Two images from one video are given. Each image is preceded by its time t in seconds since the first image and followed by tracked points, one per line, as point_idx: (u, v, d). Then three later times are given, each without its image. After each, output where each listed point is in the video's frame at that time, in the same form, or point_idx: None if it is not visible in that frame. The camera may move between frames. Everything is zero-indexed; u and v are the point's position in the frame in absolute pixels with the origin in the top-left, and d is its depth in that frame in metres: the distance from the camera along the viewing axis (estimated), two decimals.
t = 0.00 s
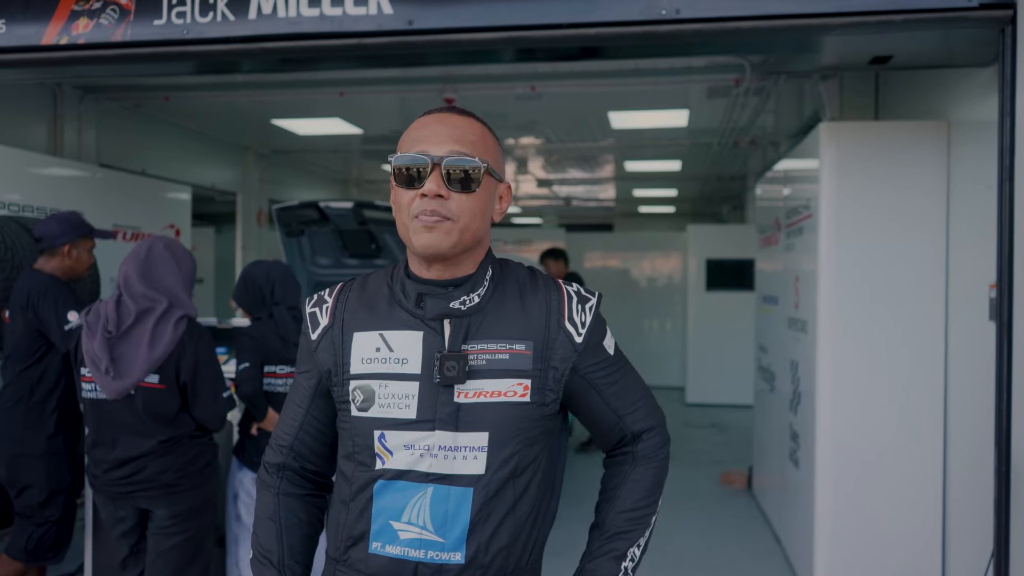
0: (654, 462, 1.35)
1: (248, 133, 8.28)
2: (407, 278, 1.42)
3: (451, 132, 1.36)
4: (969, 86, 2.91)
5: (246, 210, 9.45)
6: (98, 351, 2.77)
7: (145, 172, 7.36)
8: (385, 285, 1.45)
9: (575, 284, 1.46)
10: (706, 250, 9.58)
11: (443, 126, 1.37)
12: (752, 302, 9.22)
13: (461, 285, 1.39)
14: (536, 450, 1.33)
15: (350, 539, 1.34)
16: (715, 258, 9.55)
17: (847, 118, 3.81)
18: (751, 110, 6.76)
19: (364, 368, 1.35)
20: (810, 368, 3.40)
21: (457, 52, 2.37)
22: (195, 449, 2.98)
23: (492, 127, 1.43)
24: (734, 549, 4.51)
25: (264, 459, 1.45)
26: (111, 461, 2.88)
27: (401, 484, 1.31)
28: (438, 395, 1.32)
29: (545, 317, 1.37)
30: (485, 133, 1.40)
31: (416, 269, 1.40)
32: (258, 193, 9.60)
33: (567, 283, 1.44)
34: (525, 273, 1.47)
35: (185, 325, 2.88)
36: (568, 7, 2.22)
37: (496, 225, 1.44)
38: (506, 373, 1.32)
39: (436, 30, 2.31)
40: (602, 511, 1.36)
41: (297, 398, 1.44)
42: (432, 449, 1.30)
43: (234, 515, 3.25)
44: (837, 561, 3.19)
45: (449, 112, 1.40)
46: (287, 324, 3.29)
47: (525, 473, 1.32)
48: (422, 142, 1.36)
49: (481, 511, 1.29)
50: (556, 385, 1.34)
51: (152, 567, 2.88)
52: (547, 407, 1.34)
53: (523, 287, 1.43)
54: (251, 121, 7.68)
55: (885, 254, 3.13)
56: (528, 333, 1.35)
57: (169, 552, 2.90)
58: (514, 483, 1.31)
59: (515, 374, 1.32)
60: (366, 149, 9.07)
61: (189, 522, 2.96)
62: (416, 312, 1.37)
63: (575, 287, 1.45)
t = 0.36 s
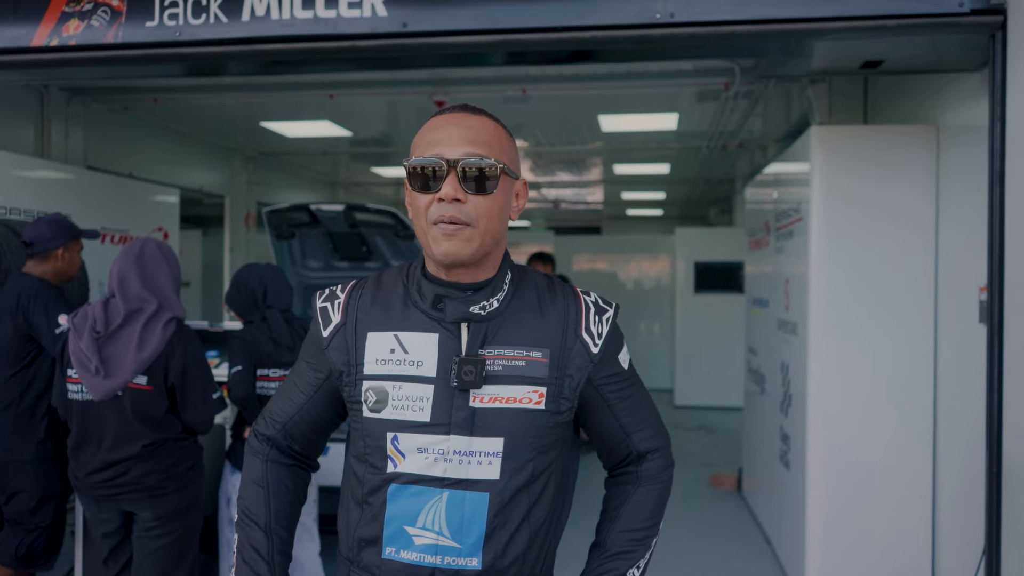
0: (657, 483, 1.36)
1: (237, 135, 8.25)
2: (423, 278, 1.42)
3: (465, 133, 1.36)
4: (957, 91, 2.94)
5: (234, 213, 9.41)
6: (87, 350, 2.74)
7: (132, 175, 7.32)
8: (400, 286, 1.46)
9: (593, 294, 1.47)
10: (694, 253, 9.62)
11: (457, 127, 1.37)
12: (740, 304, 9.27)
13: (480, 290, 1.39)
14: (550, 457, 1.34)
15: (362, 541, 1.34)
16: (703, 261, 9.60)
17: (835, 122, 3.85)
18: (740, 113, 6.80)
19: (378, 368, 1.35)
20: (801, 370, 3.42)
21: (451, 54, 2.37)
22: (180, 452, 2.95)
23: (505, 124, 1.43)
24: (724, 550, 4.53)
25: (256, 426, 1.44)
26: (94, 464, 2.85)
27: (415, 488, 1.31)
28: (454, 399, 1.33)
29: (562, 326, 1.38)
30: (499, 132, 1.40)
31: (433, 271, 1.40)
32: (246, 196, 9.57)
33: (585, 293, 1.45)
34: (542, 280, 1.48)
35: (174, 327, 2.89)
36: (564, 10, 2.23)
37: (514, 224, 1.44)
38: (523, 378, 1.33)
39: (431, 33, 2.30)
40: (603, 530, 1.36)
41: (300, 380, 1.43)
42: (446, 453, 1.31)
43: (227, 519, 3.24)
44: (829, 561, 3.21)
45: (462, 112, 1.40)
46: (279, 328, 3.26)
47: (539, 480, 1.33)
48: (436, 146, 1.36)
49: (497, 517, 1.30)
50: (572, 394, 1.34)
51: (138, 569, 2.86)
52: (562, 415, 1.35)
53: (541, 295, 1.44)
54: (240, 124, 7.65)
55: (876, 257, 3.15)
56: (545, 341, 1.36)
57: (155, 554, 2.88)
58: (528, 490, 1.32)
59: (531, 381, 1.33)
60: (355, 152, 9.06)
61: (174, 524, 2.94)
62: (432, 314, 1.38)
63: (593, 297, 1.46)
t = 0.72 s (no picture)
0: (658, 512, 1.36)
1: (219, 136, 8.17)
2: (433, 286, 1.47)
3: (473, 145, 1.40)
4: (941, 93, 2.97)
5: (216, 216, 9.32)
6: (57, 348, 2.70)
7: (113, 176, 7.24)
8: (411, 297, 1.51)
9: (602, 304, 1.51)
10: (677, 255, 9.66)
11: (464, 139, 1.41)
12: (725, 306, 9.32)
13: (489, 296, 1.44)
14: (559, 463, 1.38)
15: (374, 544, 1.38)
16: (686, 262, 9.64)
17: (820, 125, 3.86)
18: (724, 116, 6.84)
19: (389, 373, 1.40)
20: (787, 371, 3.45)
21: (439, 57, 2.37)
22: (149, 456, 2.90)
23: (510, 129, 1.47)
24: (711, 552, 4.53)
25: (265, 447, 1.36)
26: (62, 461, 2.79)
27: (425, 490, 1.36)
28: (465, 401, 1.38)
29: (570, 333, 1.43)
30: (506, 140, 1.44)
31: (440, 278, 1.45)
32: (228, 198, 9.49)
33: (594, 303, 1.50)
34: (552, 290, 1.53)
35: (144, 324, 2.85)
36: (554, 13, 2.23)
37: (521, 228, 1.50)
38: (532, 382, 1.38)
39: (421, 36, 2.30)
40: (605, 561, 1.36)
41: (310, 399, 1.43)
42: (456, 455, 1.36)
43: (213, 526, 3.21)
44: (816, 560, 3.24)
45: (470, 120, 1.43)
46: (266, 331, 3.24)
47: (548, 488, 1.37)
48: (445, 159, 1.41)
49: (507, 521, 1.34)
50: (580, 399, 1.39)
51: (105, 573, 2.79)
52: (571, 420, 1.39)
53: (551, 303, 1.49)
54: (223, 125, 7.60)
55: (861, 259, 3.19)
56: (554, 346, 1.41)
57: (122, 559, 2.81)
58: (537, 496, 1.36)
59: (540, 385, 1.38)
60: (338, 154, 9.02)
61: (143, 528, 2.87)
62: (444, 321, 1.43)
63: (603, 307, 1.50)
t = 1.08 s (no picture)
0: (642, 522, 1.39)
1: (199, 142, 8.10)
2: (425, 295, 1.46)
3: (468, 154, 1.41)
4: (920, 101, 3.02)
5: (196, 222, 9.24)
6: (11, 360, 2.59)
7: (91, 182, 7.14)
8: (401, 305, 1.49)
9: (589, 316, 1.54)
10: (658, 261, 9.73)
11: (460, 148, 1.41)
12: (706, 311, 9.38)
13: (483, 304, 1.45)
14: (551, 470, 1.39)
15: (366, 552, 1.35)
16: (667, 269, 9.71)
17: (800, 133, 3.92)
18: (704, 124, 6.90)
19: (385, 380, 1.38)
20: (772, 375, 3.47)
21: (427, 64, 2.37)
22: (109, 468, 2.77)
23: (504, 141, 1.48)
24: (696, 556, 4.56)
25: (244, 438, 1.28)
26: (23, 470, 2.71)
27: (422, 496, 1.35)
28: (462, 408, 1.38)
29: (562, 342, 1.45)
30: (501, 151, 1.45)
31: (433, 286, 1.45)
32: (208, 204, 9.41)
33: (582, 314, 1.53)
34: (541, 300, 1.55)
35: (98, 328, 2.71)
36: (543, 21, 2.24)
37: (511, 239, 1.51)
38: (528, 389, 1.39)
39: (410, 42, 2.30)
40: None
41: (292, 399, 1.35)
42: (454, 461, 1.36)
43: (196, 535, 3.15)
44: (801, 559, 3.27)
45: (465, 131, 1.44)
46: (247, 338, 3.21)
47: (540, 497, 1.38)
48: (441, 166, 1.40)
49: (503, 525, 1.34)
50: (573, 407, 1.41)
51: None
52: (564, 428, 1.40)
53: (542, 313, 1.50)
54: (204, 131, 7.54)
55: (843, 264, 3.22)
56: (547, 354, 1.42)
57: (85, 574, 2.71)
58: (533, 502, 1.37)
59: (536, 392, 1.39)
60: (320, 160, 8.99)
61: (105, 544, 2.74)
62: (439, 328, 1.42)
63: (590, 318, 1.53)
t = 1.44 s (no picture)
0: (621, 522, 1.37)
1: (185, 146, 8.04)
2: (409, 298, 1.46)
3: (462, 161, 1.40)
4: (909, 104, 3.04)
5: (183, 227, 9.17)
6: None
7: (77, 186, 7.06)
8: (384, 308, 1.49)
9: (572, 318, 1.52)
10: (646, 263, 9.75)
11: (454, 153, 1.41)
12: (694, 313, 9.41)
13: (466, 308, 1.44)
14: (533, 471, 1.39)
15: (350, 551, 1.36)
16: (655, 271, 9.74)
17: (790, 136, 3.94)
18: (692, 127, 6.93)
19: (368, 385, 1.38)
20: (763, 378, 3.49)
21: (419, 66, 2.36)
22: (71, 485, 2.68)
23: (498, 150, 1.47)
24: (689, 557, 4.56)
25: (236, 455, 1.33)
26: None
27: (405, 498, 1.34)
28: (445, 411, 1.37)
29: (544, 346, 1.43)
30: (494, 160, 1.44)
31: (418, 290, 1.45)
32: (195, 208, 9.34)
33: (564, 317, 1.51)
34: (524, 303, 1.54)
35: (64, 335, 2.64)
36: (536, 23, 2.24)
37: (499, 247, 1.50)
38: (509, 393, 1.38)
39: (404, 45, 2.29)
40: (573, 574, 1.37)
41: (283, 414, 1.36)
42: (437, 463, 1.35)
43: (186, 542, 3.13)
44: (795, 560, 3.29)
45: (460, 137, 1.43)
46: (231, 343, 3.16)
47: (521, 497, 1.38)
48: (433, 171, 1.40)
49: (484, 526, 1.34)
50: (554, 410, 1.40)
51: None
52: (545, 430, 1.39)
53: (524, 316, 1.50)
54: (190, 135, 7.48)
55: (833, 267, 3.24)
56: (529, 357, 1.41)
57: None
58: (515, 502, 1.37)
59: (517, 396, 1.38)
60: (306, 164, 8.95)
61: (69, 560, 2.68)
62: (422, 332, 1.42)
63: (573, 321, 1.51)
